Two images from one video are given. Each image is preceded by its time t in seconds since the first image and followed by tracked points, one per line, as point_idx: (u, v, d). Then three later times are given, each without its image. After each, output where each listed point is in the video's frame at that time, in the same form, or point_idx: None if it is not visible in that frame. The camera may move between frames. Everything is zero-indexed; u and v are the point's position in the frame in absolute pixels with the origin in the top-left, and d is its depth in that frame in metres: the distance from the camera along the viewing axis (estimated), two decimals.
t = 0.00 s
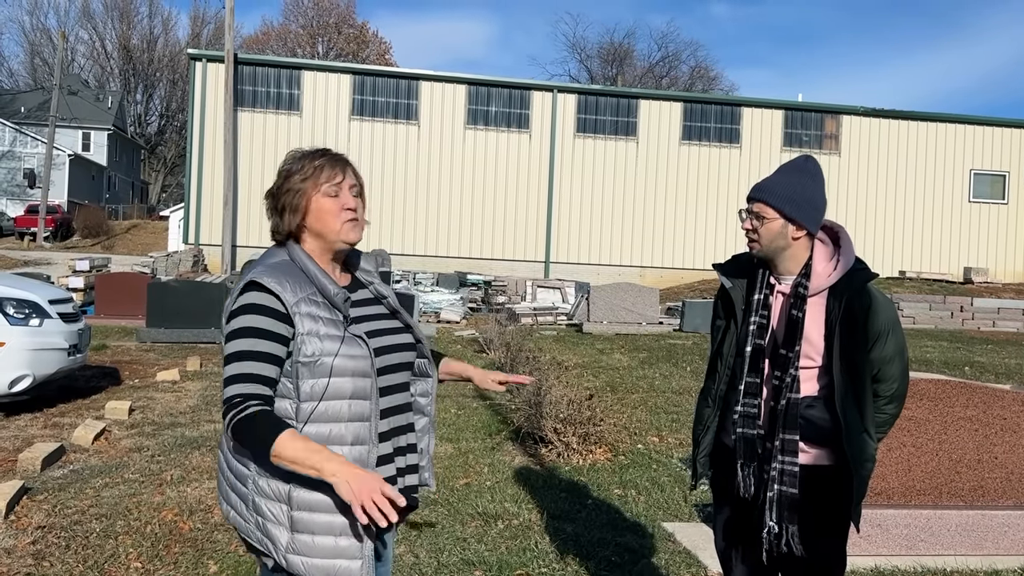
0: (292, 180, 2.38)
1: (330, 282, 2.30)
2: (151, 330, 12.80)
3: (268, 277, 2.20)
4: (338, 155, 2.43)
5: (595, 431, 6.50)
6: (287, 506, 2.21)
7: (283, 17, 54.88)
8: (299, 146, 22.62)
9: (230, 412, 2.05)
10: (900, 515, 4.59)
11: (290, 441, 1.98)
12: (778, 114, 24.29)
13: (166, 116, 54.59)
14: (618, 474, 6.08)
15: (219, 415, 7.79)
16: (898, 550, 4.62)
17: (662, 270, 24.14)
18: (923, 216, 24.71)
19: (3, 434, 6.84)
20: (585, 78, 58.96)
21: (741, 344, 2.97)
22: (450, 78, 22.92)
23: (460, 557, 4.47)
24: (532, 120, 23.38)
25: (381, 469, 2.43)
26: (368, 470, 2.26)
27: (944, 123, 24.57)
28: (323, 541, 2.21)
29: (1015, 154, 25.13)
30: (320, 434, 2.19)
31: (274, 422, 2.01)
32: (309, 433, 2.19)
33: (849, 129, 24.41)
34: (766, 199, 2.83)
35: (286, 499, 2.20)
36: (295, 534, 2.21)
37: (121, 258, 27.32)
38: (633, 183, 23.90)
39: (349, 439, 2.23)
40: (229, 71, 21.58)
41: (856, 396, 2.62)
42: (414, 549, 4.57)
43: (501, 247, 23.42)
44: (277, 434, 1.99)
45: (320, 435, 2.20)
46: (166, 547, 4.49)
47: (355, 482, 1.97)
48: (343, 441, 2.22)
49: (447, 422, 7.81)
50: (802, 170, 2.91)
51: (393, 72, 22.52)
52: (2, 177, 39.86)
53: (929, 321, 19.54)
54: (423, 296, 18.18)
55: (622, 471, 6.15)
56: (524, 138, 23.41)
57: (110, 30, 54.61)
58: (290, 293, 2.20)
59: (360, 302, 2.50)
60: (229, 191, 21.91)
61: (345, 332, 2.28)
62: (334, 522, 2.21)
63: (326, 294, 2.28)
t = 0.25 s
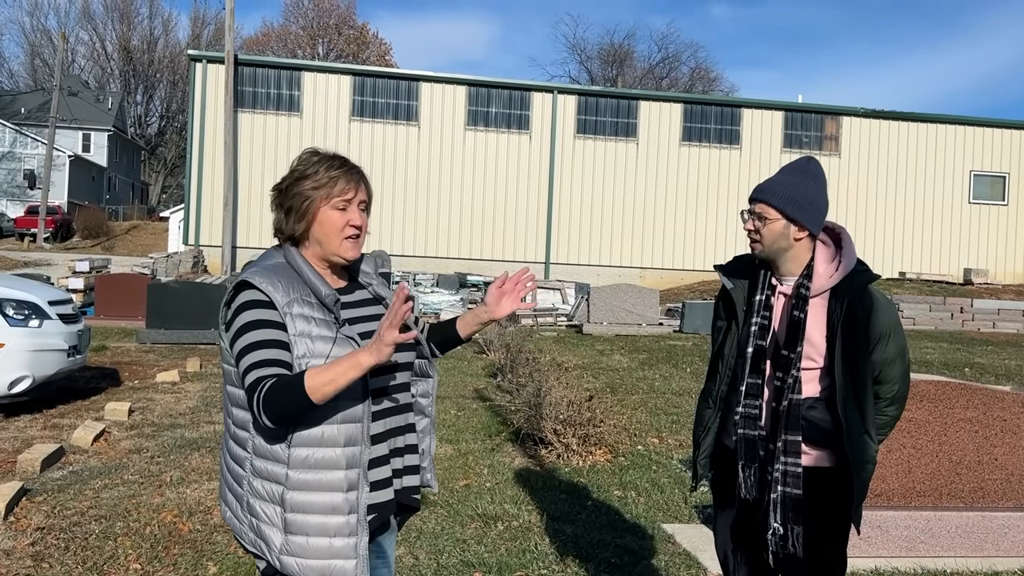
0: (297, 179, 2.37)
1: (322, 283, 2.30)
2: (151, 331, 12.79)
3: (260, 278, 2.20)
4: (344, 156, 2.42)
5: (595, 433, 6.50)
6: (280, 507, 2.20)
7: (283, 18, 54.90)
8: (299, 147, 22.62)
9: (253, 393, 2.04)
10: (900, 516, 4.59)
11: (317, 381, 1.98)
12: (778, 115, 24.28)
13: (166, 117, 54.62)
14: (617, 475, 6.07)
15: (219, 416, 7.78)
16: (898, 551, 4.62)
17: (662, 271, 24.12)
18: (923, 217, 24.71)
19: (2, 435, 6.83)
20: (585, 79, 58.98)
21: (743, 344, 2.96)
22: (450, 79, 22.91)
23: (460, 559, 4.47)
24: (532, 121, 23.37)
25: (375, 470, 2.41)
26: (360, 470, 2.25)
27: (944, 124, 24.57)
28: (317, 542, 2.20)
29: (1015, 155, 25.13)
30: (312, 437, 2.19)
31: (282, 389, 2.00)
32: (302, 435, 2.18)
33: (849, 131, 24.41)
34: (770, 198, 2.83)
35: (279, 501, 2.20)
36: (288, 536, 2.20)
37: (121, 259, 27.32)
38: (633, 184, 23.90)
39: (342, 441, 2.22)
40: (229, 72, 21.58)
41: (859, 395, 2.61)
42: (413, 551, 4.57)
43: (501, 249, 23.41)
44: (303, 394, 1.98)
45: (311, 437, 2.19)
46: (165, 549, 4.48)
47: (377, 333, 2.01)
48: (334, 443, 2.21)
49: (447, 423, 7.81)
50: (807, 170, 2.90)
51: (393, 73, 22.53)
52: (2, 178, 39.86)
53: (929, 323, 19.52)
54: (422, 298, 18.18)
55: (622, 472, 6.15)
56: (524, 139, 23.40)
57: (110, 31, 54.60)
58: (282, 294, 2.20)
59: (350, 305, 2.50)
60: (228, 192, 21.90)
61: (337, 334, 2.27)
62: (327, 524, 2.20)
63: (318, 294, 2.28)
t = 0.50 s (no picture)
0: (306, 181, 2.37)
1: (326, 288, 2.29)
2: (150, 332, 12.78)
3: (264, 281, 2.20)
4: (347, 159, 2.42)
5: (594, 434, 6.50)
6: (275, 511, 2.20)
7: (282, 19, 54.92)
8: (298, 148, 22.62)
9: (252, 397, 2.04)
10: (899, 518, 4.59)
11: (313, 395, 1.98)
12: (777, 116, 24.30)
13: (165, 118, 54.65)
14: (616, 477, 6.07)
15: (218, 418, 7.77)
16: (897, 553, 4.62)
17: (661, 273, 24.13)
18: (922, 218, 24.72)
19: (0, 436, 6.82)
20: (585, 80, 58.99)
21: (743, 345, 2.95)
22: (449, 80, 22.92)
23: (459, 561, 4.47)
24: (531, 123, 23.39)
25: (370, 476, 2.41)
26: (356, 478, 2.25)
27: (943, 126, 24.59)
28: (310, 547, 2.20)
29: (1014, 157, 25.16)
30: (308, 442, 2.19)
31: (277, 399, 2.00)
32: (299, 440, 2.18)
33: (848, 132, 24.44)
34: (770, 200, 2.83)
35: (274, 504, 2.20)
36: (281, 540, 2.20)
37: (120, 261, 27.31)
38: (631, 185, 23.91)
39: (338, 447, 2.22)
40: (228, 73, 21.59)
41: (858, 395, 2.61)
42: (412, 553, 4.57)
43: (500, 250, 23.42)
44: (296, 408, 1.98)
45: (308, 442, 2.19)
46: (164, 550, 4.47)
47: (378, 356, 1.99)
48: (330, 450, 2.21)
49: (446, 425, 7.80)
50: (806, 172, 2.91)
51: (392, 74, 22.53)
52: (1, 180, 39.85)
53: (928, 324, 19.51)
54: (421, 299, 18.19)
55: (621, 473, 6.15)
56: (523, 140, 23.41)
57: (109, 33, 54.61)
58: (286, 299, 2.20)
59: (351, 309, 2.49)
60: (228, 193, 21.90)
61: (339, 340, 2.27)
62: (320, 530, 2.20)
63: (322, 300, 2.27)
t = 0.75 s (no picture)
0: (309, 179, 2.36)
1: (332, 292, 2.28)
2: (148, 333, 12.77)
3: (270, 284, 2.20)
4: (347, 159, 2.41)
5: (592, 435, 6.50)
6: (275, 514, 2.20)
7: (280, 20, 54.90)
8: (296, 150, 22.63)
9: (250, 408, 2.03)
10: (896, 519, 4.60)
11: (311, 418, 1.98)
12: (775, 118, 24.32)
13: (163, 119, 54.65)
14: (615, 478, 6.07)
15: (216, 419, 7.77)
16: (896, 554, 4.62)
17: (659, 273, 24.14)
18: (919, 219, 24.74)
19: None
20: (583, 82, 59.03)
21: (741, 347, 2.96)
22: (447, 81, 22.92)
23: (457, 561, 4.46)
24: (529, 124, 23.39)
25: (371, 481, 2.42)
26: (356, 482, 2.26)
27: (940, 127, 24.62)
28: (309, 552, 2.20)
29: (1011, 158, 25.19)
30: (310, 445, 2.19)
31: (276, 413, 2.00)
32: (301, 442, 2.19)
33: (846, 134, 24.48)
34: (766, 201, 2.83)
35: (274, 507, 2.20)
36: (280, 543, 2.19)
37: (118, 262, 27.27)
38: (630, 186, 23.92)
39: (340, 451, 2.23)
40: (226, 74, 21.59)
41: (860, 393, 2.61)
42: (410, 554, 4.57)
43: (498, 250, 23.42)
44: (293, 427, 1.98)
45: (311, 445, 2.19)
46: (162, 552, 4.47)
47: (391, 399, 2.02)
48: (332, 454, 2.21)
49: (444, 426, 7.81)
50: (801, 171, 2.91)
51: (391, 75, 22.54)
52: None
53: (926, 325, 19.52)
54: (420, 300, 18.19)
55: (620, 474, 6.15)
56: (521, 141, 23.43)
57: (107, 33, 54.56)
58: (292, 301, 2.19)
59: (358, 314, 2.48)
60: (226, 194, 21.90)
61: (343, 344, 2.28)
62: (319, 534, 2.20)
63: (326, 303, 2.27)
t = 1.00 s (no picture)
0: (290, 184, 2.38)
1: (335, 292, 2.29)
2: (145, 334, 12.73)
3: (275, 285, 2.18)
4: (331, 156, 2.43)
5: (589, 435, 6.51)
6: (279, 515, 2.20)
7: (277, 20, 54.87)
8: (292, 150, 22.61)
9: (244, 432, 2.07)
10: (893, 519, 4.62)
11: (275, 495, 2.06)
12: (772, 118, 24.35)
13: (160, 120, 54.60)
14: (612, 478, 6.07)
15: (213, 420, 7.76)
16: (892, 553, 4.64)
17: (656, 274, 24.15)
18: (916, 219, 24.78)
19: None
20: (580, 82, 59.03)
21: (750, 350, 2.91)
22: (444, 81, 22.92)
23: (454, 562, 4.46)
24: (526, 124, 23.39)
25: (375, 483, 2.42)
26: (361, 482, 2.28)
27: (937, 127, 24.66)
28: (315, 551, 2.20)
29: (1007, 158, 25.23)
30: (315, 447, 2.20)
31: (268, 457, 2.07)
32: (305, 444, 2.18)
33: (842, 134, 24.52)
34: (768, 201, 2.83)
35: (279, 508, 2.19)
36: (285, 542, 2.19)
37: (114, 262, 27.23)
38: (627, 187, 23.94)
39: (345, 451, 2.24)
40: (223, 75, 21.58)
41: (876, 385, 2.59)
42: (407, 555, 4.56)
43: (495, 251, 23.43)
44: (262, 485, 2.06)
45: (316, 446, 2.20)
46: (159, 553, 4.47)
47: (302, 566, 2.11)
48: (337, 454, 2.23)
49: (441, 426, 7.81)
50: (797, 169, 2.92)
51: (387, 75, 22.54)
52: None
53: (922, 325, 19.55)
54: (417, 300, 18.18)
55: (617, 474, 6.15)
56: (518, 141, 23.41)
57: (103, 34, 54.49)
58: (297, 301, 2.19)
59: (361, 314, 2.47)
60: (223, 194, 21.88)
61: (347, 344, 2.28)
62: (325, 534, 2.21)
63: (332, 304, 2.28)
